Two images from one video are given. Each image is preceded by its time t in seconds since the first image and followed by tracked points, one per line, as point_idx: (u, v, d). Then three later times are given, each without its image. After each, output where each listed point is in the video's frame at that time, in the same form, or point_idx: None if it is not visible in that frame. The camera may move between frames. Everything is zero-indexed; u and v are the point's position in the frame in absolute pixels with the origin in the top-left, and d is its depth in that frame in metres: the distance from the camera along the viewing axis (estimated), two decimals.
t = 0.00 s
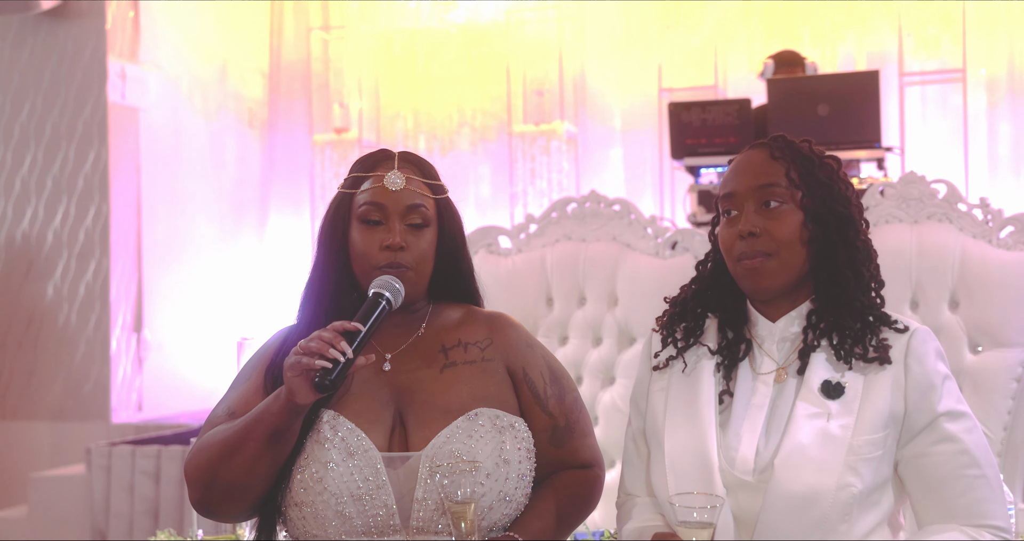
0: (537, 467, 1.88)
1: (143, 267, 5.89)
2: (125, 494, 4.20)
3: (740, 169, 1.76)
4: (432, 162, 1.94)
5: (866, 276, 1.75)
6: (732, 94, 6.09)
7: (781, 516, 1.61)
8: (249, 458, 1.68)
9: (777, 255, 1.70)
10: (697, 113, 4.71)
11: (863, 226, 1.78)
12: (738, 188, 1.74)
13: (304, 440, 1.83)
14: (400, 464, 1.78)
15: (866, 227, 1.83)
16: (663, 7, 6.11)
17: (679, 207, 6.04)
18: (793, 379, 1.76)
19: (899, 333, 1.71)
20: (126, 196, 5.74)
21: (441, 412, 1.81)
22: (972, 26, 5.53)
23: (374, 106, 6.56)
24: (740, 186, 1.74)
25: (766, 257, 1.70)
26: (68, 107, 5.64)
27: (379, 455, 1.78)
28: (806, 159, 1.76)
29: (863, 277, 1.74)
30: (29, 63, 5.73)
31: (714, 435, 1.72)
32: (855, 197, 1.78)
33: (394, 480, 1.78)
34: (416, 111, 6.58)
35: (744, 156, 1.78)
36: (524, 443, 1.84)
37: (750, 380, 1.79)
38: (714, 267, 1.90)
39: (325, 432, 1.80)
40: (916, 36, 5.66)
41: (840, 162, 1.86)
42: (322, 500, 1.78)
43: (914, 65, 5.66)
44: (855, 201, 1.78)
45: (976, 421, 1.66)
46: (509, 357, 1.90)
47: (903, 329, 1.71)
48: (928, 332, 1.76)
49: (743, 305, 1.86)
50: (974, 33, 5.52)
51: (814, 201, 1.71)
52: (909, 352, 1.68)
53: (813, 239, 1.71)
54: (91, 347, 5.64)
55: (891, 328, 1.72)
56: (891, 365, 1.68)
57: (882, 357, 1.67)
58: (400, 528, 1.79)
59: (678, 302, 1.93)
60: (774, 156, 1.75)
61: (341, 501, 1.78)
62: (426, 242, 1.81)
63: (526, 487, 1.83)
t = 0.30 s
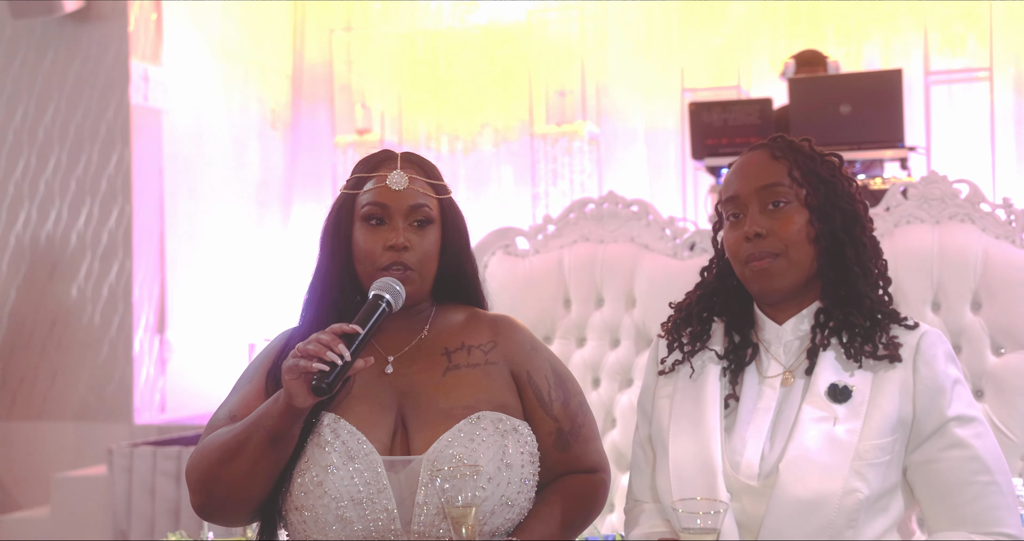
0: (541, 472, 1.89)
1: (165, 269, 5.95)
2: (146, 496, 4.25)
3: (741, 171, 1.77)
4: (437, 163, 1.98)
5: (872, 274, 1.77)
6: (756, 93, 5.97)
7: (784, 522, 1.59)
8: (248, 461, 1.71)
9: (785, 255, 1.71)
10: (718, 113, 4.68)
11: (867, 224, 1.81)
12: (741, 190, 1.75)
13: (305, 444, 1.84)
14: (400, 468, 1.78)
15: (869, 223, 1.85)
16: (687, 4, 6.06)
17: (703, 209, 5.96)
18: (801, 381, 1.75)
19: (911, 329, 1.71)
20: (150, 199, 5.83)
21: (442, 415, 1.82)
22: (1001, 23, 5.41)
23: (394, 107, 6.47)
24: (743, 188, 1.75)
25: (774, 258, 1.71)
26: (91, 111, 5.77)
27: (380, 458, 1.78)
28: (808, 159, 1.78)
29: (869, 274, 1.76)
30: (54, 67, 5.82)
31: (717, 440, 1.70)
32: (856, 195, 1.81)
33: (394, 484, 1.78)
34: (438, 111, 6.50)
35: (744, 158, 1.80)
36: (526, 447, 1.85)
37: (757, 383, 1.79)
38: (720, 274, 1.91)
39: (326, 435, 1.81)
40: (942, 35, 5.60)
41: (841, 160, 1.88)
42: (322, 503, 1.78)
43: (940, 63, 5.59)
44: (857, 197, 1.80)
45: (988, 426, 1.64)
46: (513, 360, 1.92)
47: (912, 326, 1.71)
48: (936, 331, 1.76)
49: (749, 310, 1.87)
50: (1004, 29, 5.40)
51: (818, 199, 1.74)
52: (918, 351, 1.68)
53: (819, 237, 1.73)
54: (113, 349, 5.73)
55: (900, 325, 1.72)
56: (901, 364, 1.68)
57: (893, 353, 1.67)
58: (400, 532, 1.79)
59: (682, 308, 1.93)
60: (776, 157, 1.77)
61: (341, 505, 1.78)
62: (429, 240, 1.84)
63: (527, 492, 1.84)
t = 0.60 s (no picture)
0: (549, 471, 1.92)
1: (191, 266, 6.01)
2: (171, 493, 4.29)
3: (752, 166, 1.76)
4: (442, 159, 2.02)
5: (885, 271, 1.75)
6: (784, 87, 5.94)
7: (790, 522, 1.58)
8: (249, 460, 1.76)
9: (795, 250, 1.70)
10: (743, 108, 4.70)
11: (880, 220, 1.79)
12: (751, 184, 1.74)
13: (309, 442, 1.86)
14: (403, 466, 1.78)
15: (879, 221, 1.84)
16: None
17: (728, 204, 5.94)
18: (811, 377, 1.74)
19: (923, 326, 1.69)
20: (177, 196, 5.87)
21: (448, 413, 1.84)
22: None
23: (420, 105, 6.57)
24: (753, 181, 1.73)
25: (784, 253, 1.70)
26: (117, 109, 5.78)
27: (383, 457, 1.79)
28: (820, 154, 1.77)
29: (881, 271, 1.74)
30: (81, 67, 5.85)
31: (721, 440, 1.69)
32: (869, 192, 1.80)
33: (398, 483, 1.79)
34: (463, 109, 6.49)
35: (755, 153, 1.78)
36: (533, 445, 1.88)
37: (766, 382, 1.78)
38: (728, 272, 1.90)
39: (330, 433, 1.84)
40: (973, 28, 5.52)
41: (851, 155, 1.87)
42: (326, 502, 1.80)
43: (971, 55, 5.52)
44: (868, 193, 1.79)
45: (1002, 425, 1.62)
46: (518, 358, 1.94)
47: (923, 322, 1.69)
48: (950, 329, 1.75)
49: (758, 308, 1.86)
50: None
51: (830, 194, 1.73)
52: (931, 348, 1.66)
53: (830, 233, 1.72)
54: (141, 346, 5.76)
55: (913, 321, 1.70)
56: (912, 362, 1.66)
57: (904, 350, 1.65)
58: (404, 532, 1.78)
59: (690, 307, 1.93)
60: (788, 152, 1.76)
61: (345, 504, 1.80)
62: (433, 235, 1.87)
63: (531, 492, 1.86)
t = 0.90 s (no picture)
0: (555, 472, 1.93)
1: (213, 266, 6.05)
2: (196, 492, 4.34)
3: (762, 160, 1.73)
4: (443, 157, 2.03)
5: (896, 268, 1.73)
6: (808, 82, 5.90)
7: (803, 526, 1.58)
8: (250, 460, 1.78)
9: (807, 246, 1.67)
10: (764, 104, 4.69)
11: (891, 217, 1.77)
12: (762, 178, 1.71)
13: (312, 441, 1.90)
14: (406, 465, 1.81)
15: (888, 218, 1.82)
16: None
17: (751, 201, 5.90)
18: (820, 375, 1.73)
19: (935, 325, 1.69)
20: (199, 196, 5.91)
21: (452, 414, 1.86)
22: None
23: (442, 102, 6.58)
24: (765, 175, 1.70)
25: (796, 249, 1.67)
26: (140, 111, 5.82)
27: (385, 456, 1.82)
28: (831, 149, 1.75)
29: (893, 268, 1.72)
30: (104, 69, 5.91)
31: (724, 442, 1.69)
32: (879, 188, 1.78)
33: (400, 482, 1.81)
34: (486, 107, 6.48)
35: (766, 146, 1.75)
36: (539, 446, 1.88)
37: (774, 383, 1.76)
38: (734, 270, 1.88)
39: (332, 432, 1.87)
40: (1000, 21, 5.43)
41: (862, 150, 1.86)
42: (328, 502, 1.83)
43: (999, 47, 5.42)
44: (878, 190, 1.77)
45: (1012, 433, 1.61)
46: (522, 358, 1.95)
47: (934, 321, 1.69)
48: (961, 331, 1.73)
49: (765, 309, 1.85)
50: None
51: (842, 190, 1.70)
52: (941, 349, 1.65)
53: (842, 229, 1.70)
54: (165, 345, 5.79)
55: (925, 320, 1.69)
56: (924, 362, 1.65)
57: (916, 349, 1.64)
58: (406, 532, 1.81)
59: (696, 306, 1.91)
60: (800, 146, 1.73)
61: (346, 504, 1.82)
62: (433, 234, 1.88)
63: (535, 491, 1.87)
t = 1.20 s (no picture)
0: (558, 467, 1.98)
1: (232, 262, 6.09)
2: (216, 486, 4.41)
3: (769, 152, 1.71)
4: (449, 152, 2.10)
5: (901, 263, 1.72)
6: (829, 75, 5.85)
7: (811, 524, 1.56)
8: (252, 455, 1.84)
9: (815, 240, 1.65)
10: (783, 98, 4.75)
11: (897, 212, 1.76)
12: (769, 170, 1.68)
13: (313, 438, 1.94)
14: (406, 463, 1.87)
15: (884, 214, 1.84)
16: None
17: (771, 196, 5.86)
18: (827, 370, 1.71)
19: (944, 320, 1.66)
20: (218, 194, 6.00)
21: (453, 409, 1.91)
22: None
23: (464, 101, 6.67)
24: (773, 168, 1.68)
25: (804, 243, 1.65)
26: (161, 105, 5.94)
27: (386, 453, 1.87)
28: (838, 143, 1.73)
29: (898, 262, 1.72)
30: (124, 67, 6.03)
31: (731, 439, 1.68)
32: (885, 183, 1.77)
33: (400, 479, 1.86)
34: (507, 101, 6.52)
35: (773, 139, 1.73)
36: (543, 443, 1.93)
37: (780, 379, 1.74)
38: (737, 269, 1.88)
39: (332, 429, 1.91)
40: None
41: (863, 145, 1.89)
42: (329, 499, 1.87)
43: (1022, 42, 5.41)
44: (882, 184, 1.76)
45: None
46: (526, 353, 2.01)
47: (943, 316, 1.66)
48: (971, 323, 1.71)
49: (769, 303, 1.84)
50: None
51: (850, 184, 1.69)
52: (952, 342, 1.62)
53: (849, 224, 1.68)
54: (186, 342, 5.90)
55: (931, 314, 1.68)
56: (933, 354, 1.63)
57: (924, 343, 1.62)
58: (407, 529, 1.86)
59: (698, 302, 1.91)
60: (808, 139, 1.71)
61: (346, 501, 1.87)
62: (435, 228, 1.95)
63: (537, 486, 1.90)
